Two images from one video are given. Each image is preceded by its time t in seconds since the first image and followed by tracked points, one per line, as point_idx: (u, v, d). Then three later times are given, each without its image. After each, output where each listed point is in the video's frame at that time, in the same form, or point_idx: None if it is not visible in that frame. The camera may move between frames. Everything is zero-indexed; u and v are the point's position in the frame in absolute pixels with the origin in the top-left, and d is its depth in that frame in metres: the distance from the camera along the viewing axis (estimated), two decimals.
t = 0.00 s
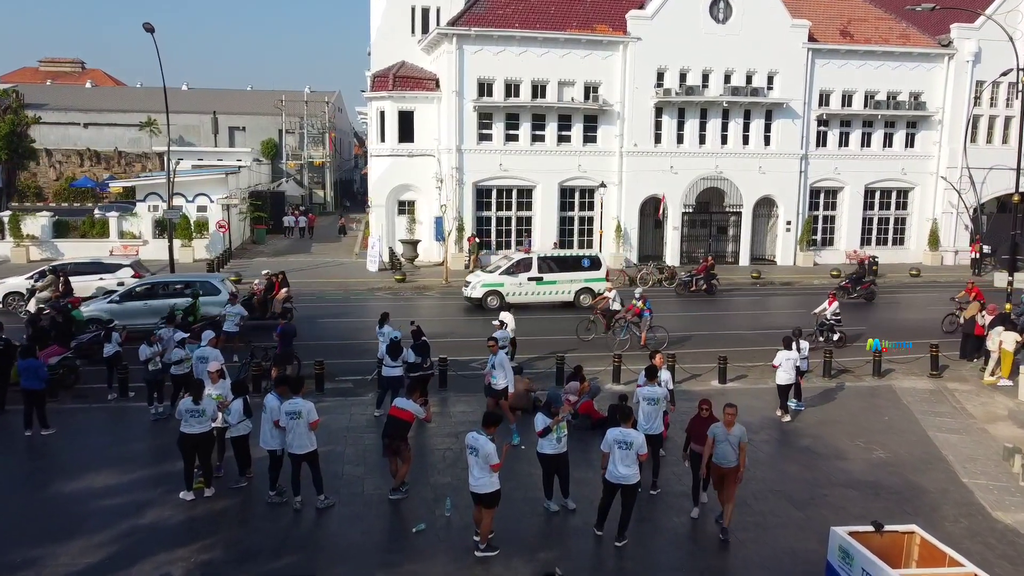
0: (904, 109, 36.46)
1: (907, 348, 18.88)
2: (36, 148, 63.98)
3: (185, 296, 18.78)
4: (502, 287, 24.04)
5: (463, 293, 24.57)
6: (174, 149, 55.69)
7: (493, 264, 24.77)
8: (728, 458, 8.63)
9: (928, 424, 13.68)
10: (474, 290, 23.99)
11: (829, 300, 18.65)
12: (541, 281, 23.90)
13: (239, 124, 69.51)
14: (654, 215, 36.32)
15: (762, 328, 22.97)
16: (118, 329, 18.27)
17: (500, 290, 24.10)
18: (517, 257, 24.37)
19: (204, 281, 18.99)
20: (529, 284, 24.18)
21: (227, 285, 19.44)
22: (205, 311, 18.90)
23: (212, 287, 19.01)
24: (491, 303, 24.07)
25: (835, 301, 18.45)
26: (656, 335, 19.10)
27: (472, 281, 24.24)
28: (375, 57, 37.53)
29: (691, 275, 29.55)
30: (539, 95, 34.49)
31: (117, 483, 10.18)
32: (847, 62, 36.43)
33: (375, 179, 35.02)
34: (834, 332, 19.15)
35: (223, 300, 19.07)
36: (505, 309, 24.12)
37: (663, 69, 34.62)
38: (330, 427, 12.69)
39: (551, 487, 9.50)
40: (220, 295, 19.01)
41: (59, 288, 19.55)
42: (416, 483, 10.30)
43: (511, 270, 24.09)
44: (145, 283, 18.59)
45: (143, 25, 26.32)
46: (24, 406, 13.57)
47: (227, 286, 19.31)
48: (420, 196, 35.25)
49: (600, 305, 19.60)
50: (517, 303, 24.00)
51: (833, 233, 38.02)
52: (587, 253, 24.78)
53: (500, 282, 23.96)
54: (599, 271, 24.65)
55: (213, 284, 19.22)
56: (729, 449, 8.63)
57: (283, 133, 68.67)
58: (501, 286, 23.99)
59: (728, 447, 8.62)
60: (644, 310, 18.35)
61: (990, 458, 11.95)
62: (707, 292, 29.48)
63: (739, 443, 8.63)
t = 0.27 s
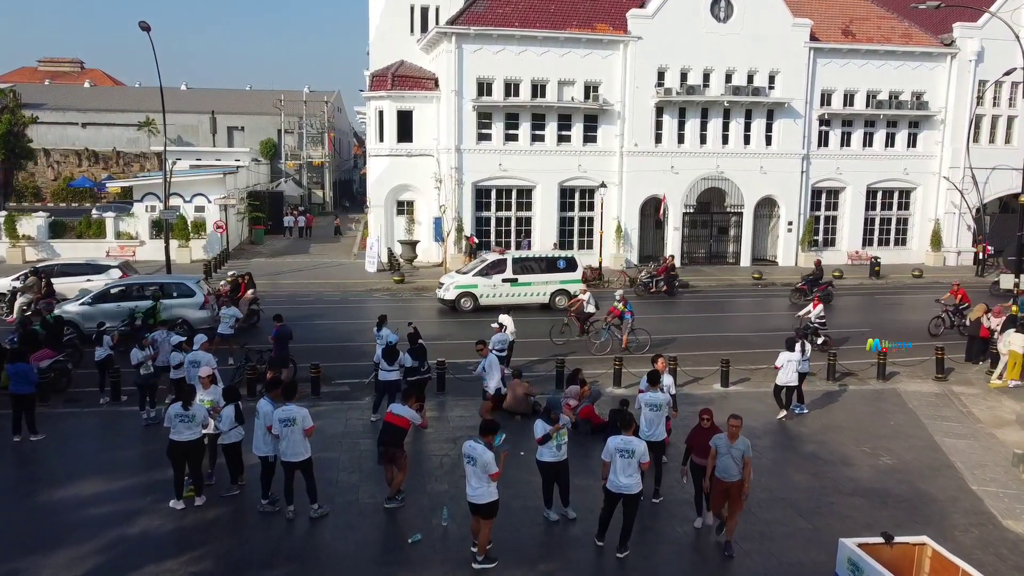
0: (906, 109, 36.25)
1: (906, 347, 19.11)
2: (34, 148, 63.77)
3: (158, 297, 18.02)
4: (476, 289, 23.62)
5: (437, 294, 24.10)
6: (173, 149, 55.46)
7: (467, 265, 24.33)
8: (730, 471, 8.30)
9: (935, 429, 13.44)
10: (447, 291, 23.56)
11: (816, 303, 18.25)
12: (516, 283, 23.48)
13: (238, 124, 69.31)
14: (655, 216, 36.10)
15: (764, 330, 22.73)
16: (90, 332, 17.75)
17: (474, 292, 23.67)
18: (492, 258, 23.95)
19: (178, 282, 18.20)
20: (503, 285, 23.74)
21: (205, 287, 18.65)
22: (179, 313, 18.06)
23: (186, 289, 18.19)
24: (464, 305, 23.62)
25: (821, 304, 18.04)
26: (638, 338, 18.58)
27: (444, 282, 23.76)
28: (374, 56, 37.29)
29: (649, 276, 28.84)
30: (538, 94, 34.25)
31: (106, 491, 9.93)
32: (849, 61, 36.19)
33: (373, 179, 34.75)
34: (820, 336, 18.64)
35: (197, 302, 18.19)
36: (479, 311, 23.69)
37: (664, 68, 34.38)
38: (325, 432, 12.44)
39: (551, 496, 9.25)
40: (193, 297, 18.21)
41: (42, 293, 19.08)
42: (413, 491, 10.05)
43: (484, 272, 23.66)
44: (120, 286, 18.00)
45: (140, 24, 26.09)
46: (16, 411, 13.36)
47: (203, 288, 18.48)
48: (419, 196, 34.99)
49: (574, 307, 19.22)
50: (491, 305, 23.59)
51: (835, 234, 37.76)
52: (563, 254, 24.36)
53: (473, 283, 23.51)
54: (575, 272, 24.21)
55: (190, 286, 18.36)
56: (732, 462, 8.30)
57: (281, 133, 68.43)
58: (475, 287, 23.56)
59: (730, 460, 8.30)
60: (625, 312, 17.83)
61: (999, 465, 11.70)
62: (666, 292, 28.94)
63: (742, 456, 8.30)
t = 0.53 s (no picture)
0: (909, 108, 36.02)
1: (906, 348, 19.38)
2: (32, 147, 63.55)
3: (134, 299, 17.73)
4: (450, 291, 23.13)
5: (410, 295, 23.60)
6: (172, 149, 55.23)
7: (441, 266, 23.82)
8: (731, 490, 7.86)
9: (943, 434, 13.19)
10: (420, 293, 23.05)
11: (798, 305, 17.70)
12: (491, 284, 23.04)
13: (236, 124, 69.12)
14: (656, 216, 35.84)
15: (767, 332, 22.47)
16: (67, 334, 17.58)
17: (448, 294, 23.20)
18: (466, 259, 23.47)
19: (154, 284, 17.90)
20: (477, 287, 23.28)
21: (183, 289, 18.35)
22: (154, 316, 17.78)
23: (162, 291, 17.88)
24: (438, 307, 23.16)
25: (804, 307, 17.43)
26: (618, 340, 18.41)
27: (418, 284, 23.25)
28: (372, 55, 37.05)
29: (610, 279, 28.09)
30: (538, 94, 33.99)
31: (94, 500, 9.67)
32: (851, 61, 35.93)
33: (372, 179, 34.50)
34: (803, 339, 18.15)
35: (173, 305, 17.86)
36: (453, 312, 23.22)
37: (664, 68, 34.13)
38: (320, 439, 12.18)
39: (550, 505, 8.99)
40: (170, 299, 17.88)
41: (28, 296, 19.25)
42: (408, 500, 9.80)
43: (459, 273, 23.17)
44: (95, 287, 17.66)
45: (136, 22, 25.85)
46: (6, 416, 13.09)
47: (181, 291, 18.17)
48: (418, 196, 34.73)
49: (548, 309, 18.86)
50: (466, 307, 23.11)
51: (836, 234, 37.48)
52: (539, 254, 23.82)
53: (447, 285, 23.03)
54: (551, 273, 23.76)
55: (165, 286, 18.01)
56: (732, 480, 7.85)
57: (280, 133, 68.18)
58: (449, 289, 23.07)
59: (730, 478, 7.86)
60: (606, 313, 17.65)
61: (1009, 472, 11.44)
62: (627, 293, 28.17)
63: (743, 474, 7.85)
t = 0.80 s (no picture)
0: (911, 108, 35.77)
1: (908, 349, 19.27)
2: (29, 147, 63.30)
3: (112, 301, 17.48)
4: (425, 292, 22.62)
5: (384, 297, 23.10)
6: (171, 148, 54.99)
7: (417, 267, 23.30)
8: (725, 510, 7.42)
9: (951, 440, 12.92)
10: (394, 295, 22.52)
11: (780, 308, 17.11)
12: (467, 286, 22.57)
13: (235, 124, 68.88)
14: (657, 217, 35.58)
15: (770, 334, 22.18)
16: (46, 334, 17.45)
17: (423, 295, 22.67)
18: (441, 260, 22.96)
19: (132, 286, 17.59)
20: (453, 288, 22.76)
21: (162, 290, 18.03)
22: (132, 319, 17.52)
23: (139, 293, 17.56)
24: (412, 309, 22.64)
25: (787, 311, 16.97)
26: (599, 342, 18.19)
27: (392, 285, 22.75)
28: (371, 55, 36.78)
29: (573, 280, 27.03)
30: (538, 93, 33.71)
31: (81, 509, 9.40)
32: (853, 60, 35.67)
33: (370, 179, 34.23)
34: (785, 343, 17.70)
35: (150, 307, 17.56)
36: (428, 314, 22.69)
37: (665, 67, 33.86)
38: (314, 445, 11.90)
39: (550, 516, 8.73)
40: (147, 301, 17.58)
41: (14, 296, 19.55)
42: (404, 510, 9.52)
43: (434, 274, 22.66)
44: (74, 288, 17.45)
45: (131, 21, 25.57)
46: None
47: (159, 292, 17.84)
48: (417, 196, 34.46)
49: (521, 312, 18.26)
50: (441, 309, 22.59)
51: (838, 234, 37.20)
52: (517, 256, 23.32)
53: (422, 286, 22.52)
54: (529, 275, 23.27)
55: (144, 288, 17.70)
56: (727, 500, 7.41)
57: (279, 133, 67.90)
58: (423, 291, 22.55)
59: (725, 498, 7.42)
60: (587, 316, 17.44)
61: (1020, 480, 11.18)
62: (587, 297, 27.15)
63: (738, 492, 7.40)
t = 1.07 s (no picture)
0: (914, 107, 35.51)
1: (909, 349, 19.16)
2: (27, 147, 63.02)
3: (89, 303, 17.09)
4: (399, 294, 22.19)
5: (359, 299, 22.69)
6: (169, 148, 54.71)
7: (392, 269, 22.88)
8: (722, 530, 7.11)
9: (959, 445, 12.64)
10: (368, 296, 22.12)
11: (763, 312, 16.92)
12: (442, 288, 22.14)
13: (234, 124, 68.61)
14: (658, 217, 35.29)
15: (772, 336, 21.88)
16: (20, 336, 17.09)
17: (397, 297, 22.26)
18: (416, 260, 22.52)
19: (109, 287, 17.19)
20: (427, 290, 22.32)
21: (140, 291, 17.66)
22: (109, 321, 17.15)
23: (117, 295, 17.17)
24: (387, 311, 22.22)
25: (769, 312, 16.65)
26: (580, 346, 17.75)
27: (366, 287, 22.33)
28: (369, 54, 36.51)
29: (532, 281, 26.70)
30: (538, 93, 33.44)
31: (66, 520, 9.13)
32: (856, 59, 35.39)
33: (368, 179, 33.94)
34: (767, 345, 17.34)
35: (129, 310, 17.21)
36: (402, 317, 22.28)
37: (666, 66, 33.60)
38: (308, 451, 11.63)
39: (550, 527, 8.45)
40: (126, 304, 17.21)
41: None
42: (400, 520, 9.25)
43: (408, 275, 22.24)
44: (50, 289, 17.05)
45: (126, 19, 25.29)
46: None
47: (137, 294, 17.45)
48: (416, 196, 34.17)
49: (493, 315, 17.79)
50: (415, 311, 22.16)
51: (840, 235, 36.92)
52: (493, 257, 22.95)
53: (396, 288, 22.09)
54: (505, 276, 22.84)
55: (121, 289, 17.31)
56: (724, 519, 7.10)
57: (278, 133, 67.58)
58: (397, 292, 22.13)
59: (723, 517, 7.09)
60: (567, 320, 16.85)
61: None
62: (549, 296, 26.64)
63: (736, 511, 7.07)
